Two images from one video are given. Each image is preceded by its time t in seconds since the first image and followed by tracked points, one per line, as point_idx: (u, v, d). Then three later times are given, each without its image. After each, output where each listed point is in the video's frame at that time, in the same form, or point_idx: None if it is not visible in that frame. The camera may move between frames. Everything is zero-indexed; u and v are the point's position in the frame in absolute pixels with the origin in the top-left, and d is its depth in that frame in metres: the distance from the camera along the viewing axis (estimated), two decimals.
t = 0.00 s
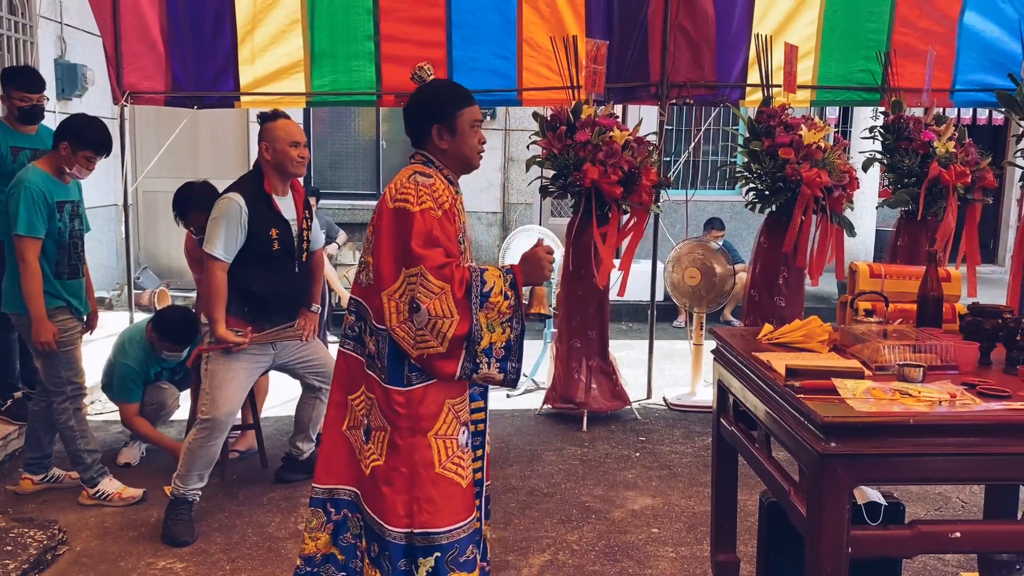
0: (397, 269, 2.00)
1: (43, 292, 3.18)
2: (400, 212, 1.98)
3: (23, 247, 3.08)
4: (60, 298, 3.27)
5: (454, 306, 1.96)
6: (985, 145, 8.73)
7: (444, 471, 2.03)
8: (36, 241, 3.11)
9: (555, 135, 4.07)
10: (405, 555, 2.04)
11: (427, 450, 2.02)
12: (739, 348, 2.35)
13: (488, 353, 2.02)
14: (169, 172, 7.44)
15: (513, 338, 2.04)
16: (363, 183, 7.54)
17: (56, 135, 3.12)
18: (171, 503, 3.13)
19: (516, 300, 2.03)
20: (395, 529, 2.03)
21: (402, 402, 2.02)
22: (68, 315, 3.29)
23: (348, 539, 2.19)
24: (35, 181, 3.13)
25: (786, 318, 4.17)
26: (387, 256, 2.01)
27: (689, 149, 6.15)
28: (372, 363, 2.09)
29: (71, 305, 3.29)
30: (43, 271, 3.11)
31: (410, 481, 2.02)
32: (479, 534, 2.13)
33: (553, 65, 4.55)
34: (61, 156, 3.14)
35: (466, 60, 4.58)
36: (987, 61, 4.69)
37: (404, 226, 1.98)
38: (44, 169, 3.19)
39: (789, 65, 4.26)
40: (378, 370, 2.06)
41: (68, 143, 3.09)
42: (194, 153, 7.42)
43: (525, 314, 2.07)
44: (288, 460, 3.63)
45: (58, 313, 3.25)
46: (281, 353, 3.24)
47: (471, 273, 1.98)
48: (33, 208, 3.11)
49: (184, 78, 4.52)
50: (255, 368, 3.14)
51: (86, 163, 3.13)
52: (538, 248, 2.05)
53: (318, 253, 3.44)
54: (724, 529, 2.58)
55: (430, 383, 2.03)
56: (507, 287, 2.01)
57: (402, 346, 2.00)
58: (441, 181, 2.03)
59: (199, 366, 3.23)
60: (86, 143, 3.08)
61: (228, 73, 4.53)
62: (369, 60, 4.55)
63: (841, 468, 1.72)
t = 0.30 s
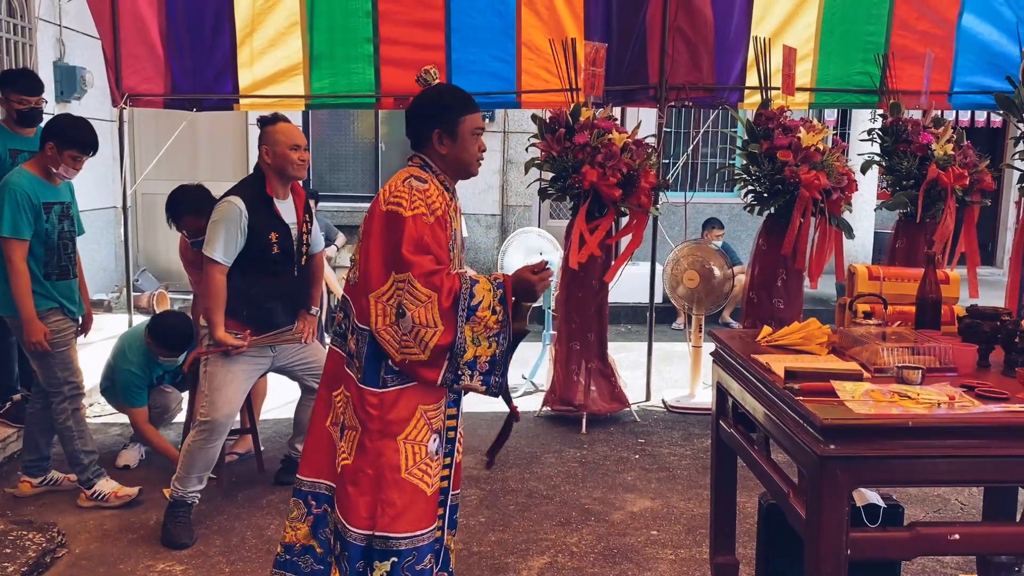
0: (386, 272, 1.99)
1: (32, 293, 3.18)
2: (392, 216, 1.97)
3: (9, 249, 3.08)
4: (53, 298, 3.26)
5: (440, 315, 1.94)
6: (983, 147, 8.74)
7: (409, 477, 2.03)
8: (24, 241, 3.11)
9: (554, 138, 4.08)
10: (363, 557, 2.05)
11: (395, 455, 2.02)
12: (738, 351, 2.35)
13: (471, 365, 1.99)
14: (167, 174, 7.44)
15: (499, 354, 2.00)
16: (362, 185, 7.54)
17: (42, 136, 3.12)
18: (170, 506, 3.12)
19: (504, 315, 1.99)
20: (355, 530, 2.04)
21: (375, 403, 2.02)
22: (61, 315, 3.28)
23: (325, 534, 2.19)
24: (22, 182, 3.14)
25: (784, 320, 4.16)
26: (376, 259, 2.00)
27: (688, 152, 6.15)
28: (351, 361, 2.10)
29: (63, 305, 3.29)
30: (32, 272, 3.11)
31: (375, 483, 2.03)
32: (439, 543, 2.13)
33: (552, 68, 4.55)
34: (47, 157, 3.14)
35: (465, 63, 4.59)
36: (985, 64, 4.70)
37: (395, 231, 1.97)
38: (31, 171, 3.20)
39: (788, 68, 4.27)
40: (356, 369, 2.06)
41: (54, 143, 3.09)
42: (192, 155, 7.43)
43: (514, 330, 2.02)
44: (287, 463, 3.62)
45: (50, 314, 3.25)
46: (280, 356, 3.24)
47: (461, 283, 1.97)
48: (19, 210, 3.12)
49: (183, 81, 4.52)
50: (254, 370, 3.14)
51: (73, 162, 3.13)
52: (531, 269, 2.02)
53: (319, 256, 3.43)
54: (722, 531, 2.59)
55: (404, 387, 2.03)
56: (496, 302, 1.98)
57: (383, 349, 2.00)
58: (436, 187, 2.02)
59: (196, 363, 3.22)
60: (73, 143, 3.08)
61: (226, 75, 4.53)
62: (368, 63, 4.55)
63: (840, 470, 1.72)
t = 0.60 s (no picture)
0: (388, 282, 1.94)
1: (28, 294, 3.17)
2: (396, 226, 1.92)
3: (5, 250, 3.08)
4: (49, 299, 3.25)
5: (442, 329, 1.88)
6: (981, 149, 8.76)
7: (382, 488, 1.99)
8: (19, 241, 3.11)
9: (553, 140, 4.08)
10: (327, 561, 2.03)
11: (370, 463, 1.99)
12: (737, 353, 2.36)
13: (471, 380, 1.93)
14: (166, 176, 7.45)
15: (498, 368, 1.96)
16: (362, 187, 7.55)
17: (36, 136, 3.12)
18: (169, 508, 3.12)
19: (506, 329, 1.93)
20: (322, 532, 2.03)
21: (357, 410, 2.01)
22: (58, 316, 3.27)
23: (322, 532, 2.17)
24: (16, 183, 3.14)
25: (783, 323, 4.17)
26: (378, 268, 1.95)
27: (687, 154, 6.16)
28: (337, 363, 2.08)
29: (60, 306, 3.28)
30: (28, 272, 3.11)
31: (347, 488, 2.01)
32: (423, 555, 2.08)
33: (551, 70, 4.56)
34: (41, 158, 3.14)
35: (464, 65, 4.59)
36: (984, 66, 4.71)
37: (398, 242, 1.92)
38: (27, 173, 3.20)
39: (787, 70, 4.28)
40: (341, 372, 2.05)
41: (47, 143, 3.09)
42: (191, 157, 7.43)
43: (511, 343, 1.98)
44: (286, 465, 3.62)
45: (47, 314, 3.24)
46: (279, 358, 3.24)
47: (464, 297, 1.91)
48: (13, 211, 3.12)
49: (182, 83, 4.53)
50: (252, 373, 3.15)
51: (66, 162, 3.13)
52: (531, 278, 1.98)
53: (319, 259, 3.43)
54: (722, 532, 2.59)
55: (392, 396, 2.00)
56: (497, 316, 1.92)
57: (383, 360, 1.95)
58: (442, 200, 1.98)
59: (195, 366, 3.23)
60: (67, 143, 3.08)
61: (226, 78, 4.53)
62: (367, 65, 4.56)
63: (840, 472, 1.72)
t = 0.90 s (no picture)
0: (395, 299, 1.87)
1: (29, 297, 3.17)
2: (409, 243, 1.86)
3: (5, 253, 3.08)
4: (49, 302, 3.26)
5: (447, 353, 1.81)
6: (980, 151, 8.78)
7: (360, 501, 1.93)
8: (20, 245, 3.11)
9: (552, 142, 4.08)
10: (299, 563, 1.99)
11: (350, 475, 1.93)
12: (736, 354, 2.37)
13: (469, 407, 1.85)
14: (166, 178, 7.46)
15: (498, 396, 1.87)
16: (361, 190, 7.55)
17: (35, 139, 3.13)
18: (169, 511, 3.12)
19: (508, 357, 1.87)
20: (296, 535, 1.98)
21: (344, 420, 1.95)
22: (58, 318, 3.27)
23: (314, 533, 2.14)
24: (15, 186, 3.13)
25: (782, 324, 4.17)
26: (385, 282, 1.88)
27: (686, 157, 6.16)
28: (324, 366, 2.02)
29: (60, 309, 3.28)
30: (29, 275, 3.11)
31: (326, 495, 1.96)
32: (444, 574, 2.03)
33: (550, 73, 4.56)
34: (40, 161, 3.15)
35: (464, 67, 4.59)
36: (983, 68, 4.71)
37: (409, 260, 1.85)
38: (26, 176, 3.20)
39: (786, 72, 4.28)
40: (330, 377, 1.99)
41: (45, 146, 3.09)
42: (190, 159, 7.44)
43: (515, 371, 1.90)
44: (286, 467, 3.62)
45: (47, 317, 3.24)
46: (276, 361, 3.25)
47: (470, 323, 1.84)
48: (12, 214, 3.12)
49: (182, 85, 4.53)
50: (249, 375, 3.15)
51: (65, 164, 3.13)
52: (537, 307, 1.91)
53: (319, 265, 3.44)
54: (722, 534, 2.59)
55: (380, 411, 1.95)
56: (502, 344, 1.85)
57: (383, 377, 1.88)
58: (456, 223, 1.93)
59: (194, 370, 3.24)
60: (67, 146, 3.08)
61: (225, 80, 4.54)
62: (367, 67, 4.56)
63: (839, 473, 1.72)
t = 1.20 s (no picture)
0: (400, 317, 1.84)
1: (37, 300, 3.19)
2: (419, 263, 1.83)
3: (16, 259, 3.08)
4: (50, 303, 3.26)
5: (447, 377, 1.79)
6: (979, 153, 8.79)
7: (339, 510, 1.89)
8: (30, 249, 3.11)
9: (552, 143, 4.08)
10: (280, 564, 1.97)
11: (332, 483, 1.90)
12: (736, 356, 2.37)
13: (464, 433, 1.84)
14: (166, 180, 7.46)
15: (495, 424, 1.88)
16: (361, 191, 7.56)
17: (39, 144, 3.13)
18: (168, 512, 3.12)
19: (508, 387, 1.88)
20: (278, 535, 1.97)
21: (331, 426, 1.93)
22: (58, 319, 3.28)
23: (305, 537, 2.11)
24: (22, 190, 3.13)
25: (782, 326, 4.17)
26: (392, 299, 1.85)
27: (686, 158, 6.16)
28: (315, 368, 1.99)
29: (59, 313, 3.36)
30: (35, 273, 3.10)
31: (310, 497, 1.95)
32: None
33: (550, 75, 4.57)
34: (45, 165, 3.15)
35: (464, 70, 4.59)
36: (982, 69, 4.71)
37: (418, 280, 1.83)
38: (31, 178, 3.18)
39: (785, 73, 4.29)
40: (320, 380, 1.97)
41: (50, 151, 3.10)
42: (190, 161, 7.44)
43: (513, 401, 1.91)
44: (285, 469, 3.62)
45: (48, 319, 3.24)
46: (272, 362, 3.26)
47: (472, 349, 1.83)
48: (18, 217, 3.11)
49: (181, 87, 4.53)
50: (245, 377, 3.16)
51: (71, 169, 3.13)
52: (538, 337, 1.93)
53: (322, 269, 3.43)
54: (722, 536, 2.59)
55: (370, 424, 1.93)
56: (502, 373, 1.86)
57: (382, 394, 1.85)
58: (468, 248, 1.91)
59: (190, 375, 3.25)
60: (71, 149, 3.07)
61: (225, 82, 4.54)
62: (366, 69, 4.57)
63: (839, 474, 1.72)
